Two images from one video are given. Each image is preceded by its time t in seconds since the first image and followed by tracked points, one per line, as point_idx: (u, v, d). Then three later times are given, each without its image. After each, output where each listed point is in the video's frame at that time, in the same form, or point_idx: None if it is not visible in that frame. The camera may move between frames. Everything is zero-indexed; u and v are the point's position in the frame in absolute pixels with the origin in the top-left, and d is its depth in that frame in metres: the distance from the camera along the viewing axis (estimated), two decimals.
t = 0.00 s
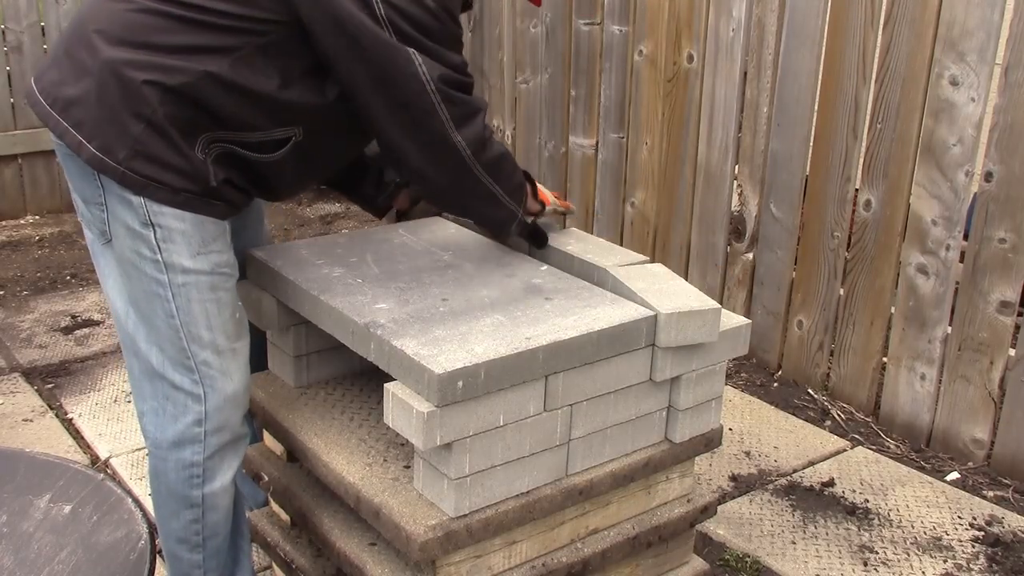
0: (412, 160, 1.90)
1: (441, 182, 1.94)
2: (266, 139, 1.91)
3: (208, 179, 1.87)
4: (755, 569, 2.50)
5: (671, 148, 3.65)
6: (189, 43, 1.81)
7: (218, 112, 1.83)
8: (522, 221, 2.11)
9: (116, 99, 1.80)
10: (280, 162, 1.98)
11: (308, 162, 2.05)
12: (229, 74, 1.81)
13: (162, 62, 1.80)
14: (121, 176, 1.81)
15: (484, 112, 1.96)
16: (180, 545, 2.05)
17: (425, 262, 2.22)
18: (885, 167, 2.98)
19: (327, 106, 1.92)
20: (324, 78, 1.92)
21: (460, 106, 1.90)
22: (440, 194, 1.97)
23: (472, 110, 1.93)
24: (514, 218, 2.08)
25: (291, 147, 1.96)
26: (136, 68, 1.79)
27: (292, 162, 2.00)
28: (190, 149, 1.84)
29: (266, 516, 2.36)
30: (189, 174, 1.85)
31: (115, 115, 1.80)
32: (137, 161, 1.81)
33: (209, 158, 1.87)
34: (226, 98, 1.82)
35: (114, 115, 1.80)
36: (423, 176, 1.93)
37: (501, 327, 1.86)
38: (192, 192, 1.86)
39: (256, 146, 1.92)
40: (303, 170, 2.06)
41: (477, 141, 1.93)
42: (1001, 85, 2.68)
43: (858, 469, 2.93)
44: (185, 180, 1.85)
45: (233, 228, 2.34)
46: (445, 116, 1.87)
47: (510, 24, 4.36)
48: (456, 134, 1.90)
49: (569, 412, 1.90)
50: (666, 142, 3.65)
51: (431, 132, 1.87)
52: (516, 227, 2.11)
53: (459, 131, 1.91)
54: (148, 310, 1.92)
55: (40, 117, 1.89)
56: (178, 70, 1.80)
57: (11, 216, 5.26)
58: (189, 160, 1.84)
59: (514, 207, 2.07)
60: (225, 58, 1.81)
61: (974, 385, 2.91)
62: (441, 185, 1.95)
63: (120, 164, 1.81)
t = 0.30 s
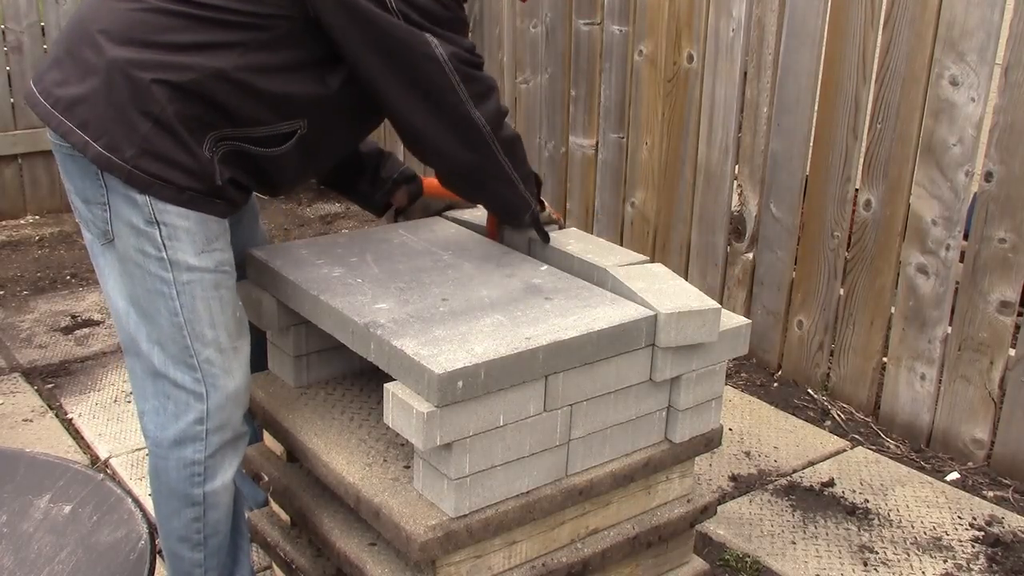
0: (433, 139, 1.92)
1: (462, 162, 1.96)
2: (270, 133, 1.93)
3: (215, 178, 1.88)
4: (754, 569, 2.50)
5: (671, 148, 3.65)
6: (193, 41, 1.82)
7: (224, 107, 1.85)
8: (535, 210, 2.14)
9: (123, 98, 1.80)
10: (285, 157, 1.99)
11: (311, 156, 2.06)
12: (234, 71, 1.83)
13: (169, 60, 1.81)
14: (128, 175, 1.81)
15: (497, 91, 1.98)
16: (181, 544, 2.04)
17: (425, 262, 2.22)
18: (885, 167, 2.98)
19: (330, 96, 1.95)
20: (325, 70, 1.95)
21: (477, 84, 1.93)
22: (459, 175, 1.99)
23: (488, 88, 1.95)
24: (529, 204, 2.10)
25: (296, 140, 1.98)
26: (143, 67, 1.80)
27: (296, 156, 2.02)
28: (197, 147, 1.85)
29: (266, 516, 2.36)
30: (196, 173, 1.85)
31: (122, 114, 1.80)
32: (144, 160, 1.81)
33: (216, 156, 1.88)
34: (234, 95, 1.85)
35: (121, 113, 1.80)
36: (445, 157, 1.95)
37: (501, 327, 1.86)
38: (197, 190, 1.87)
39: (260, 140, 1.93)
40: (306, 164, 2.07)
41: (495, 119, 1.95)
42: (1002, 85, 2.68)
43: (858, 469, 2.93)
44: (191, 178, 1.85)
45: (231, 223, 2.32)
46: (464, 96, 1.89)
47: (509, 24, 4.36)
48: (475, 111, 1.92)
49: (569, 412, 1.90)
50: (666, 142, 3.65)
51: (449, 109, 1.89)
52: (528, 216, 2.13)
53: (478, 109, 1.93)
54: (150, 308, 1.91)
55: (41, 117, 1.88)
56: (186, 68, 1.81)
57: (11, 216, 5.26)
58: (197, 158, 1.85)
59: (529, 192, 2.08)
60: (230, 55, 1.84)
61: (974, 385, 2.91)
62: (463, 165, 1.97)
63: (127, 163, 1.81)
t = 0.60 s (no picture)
0: (433, 137, 1.91)
1: (463, 162, 1.95)
2: (270, 133, 1.93)
3: (214, 177, 1.88)
4: (755, 569, 2.50)
5: (671, 148, 3.65)
6: (194, 41, 1.83)
7: (224, 107, 1.85)
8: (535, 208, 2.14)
9: (123, 98, 1.80)
10: (284, 157, 1.99)
11: (310, 157, 2.06)
12: (234, 70, 1.83)
13: (169, 60, 1.81)
14: (128, 174, 1.81)
15: (499, 89, 1.97)
16: (180, 543, 2.04)
17: (425, 262, 2.22)
18: (885, 167, 2.98)
19: (330, 96, 1.95)
20: (325, 69, 1.95)
21: (479, 81, 1.92)
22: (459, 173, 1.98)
23: (490, 85, 1.94)
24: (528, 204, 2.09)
25: (295, 140, 1.98)
26: (144, 67, 1.80)
27: (296, 156, 2.02)
28: (197, 147, 1.85)
29: (266, 516, 2.36)
30: (195, 172, 1.86)
31: (122, 114, 1.80)
32: (144, 159, 1.81)
33: (215, 156, 1.88)
34: (234, 94, 1.85)
35: (121, 113, 1.80)
36: (447, 155, 1.94)
37: (501, 327, 1.86)
38: (197, 190, 1.87)
39: (260, 140, 1.93)
40: (305, 164, 2.06)
41: (497, 116, 1.94)
42: (1002, 85, 2.68)
43: (858, 469, 2.93)
44: (191, 178, 1.85)
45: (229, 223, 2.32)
46: (465, 92, 1.89)
47: (509, 24, 4.36)
48: (476, 107, 1.91)
49: (569, 412, 1.90)
50: (666, 142, 3.65)
51: (449, 106, 1.89)
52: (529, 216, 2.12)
53: (479, 105, 1.92)
54: (149, 308, 1.91)
55: (41, 117, 1.88)
56: (186, 68, 1.81)
57: (11, 216, 5.26)
58: (196, 158, 1.85)
59: (529, 191, 2.08)
60: (231, 54, 1.84)
61: (974, 385, 2.91)
62: (465, 164, 1.95)
63: (127, 163, 1.81)
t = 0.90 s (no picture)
0: (426, 141, 1.89)
1: (457, 166, 1.94)
2: (268, 133, 1.93)
3: (212, 177, 1.88)
4: (755, 569, 2.50)
5: (671, 148, 3.64)
6: (189, 40, 1.82)
7: (221, 107, 1.85)
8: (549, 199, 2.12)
9: (119, 98, 1.80)
10: (280, 159, 1.99)
11: (306, 158, 2.05)
12: (231, 70, 1.83)
13: (165, 60, 1.81)
14: (125, 174, 1.81)
15: (492, 92, 1.96)
16: (179, 543, 2.04)
17: (426, 262, 2.22)
18: (885, 167, 2.98)
19: (326, 99, 1.95)
20: (322, 70, 1.95)
21: (469, 85, 1.90)
22: (455, 175, 1.97)
23: (483, 90, 1.94)
24: (537, 196, 2.08)
25: (291, 142, 1.97)
26: (139, 67, 1.80)
27: (292, 158, 2.02)
28: (194, 147, 1.85)
29: (266, 516, 2.36)
30: (193, 173, 1.86)
31: (119, 114, 1.81)
32: (141, 159, 1.82)
33: (212, 155, 1.88)
34: (230, 94, 1.84)
35: (118, 113, 1.81)
36: (440, 160, 1.92)
37: (501, 327, 1.86)
38: (195, 190, 1.87)
39: (257, 141, 1.93)
40: (302, 165, 2.06)
41: (489, 121, 1.92)
42: (1001, 85, 2.68)
43: (858, 469, 2.93)
44: (188, 178, 1.85)
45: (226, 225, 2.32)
46: (453, 94, 1.87)
47: (510, 24, 4.36)
48: (468, 116, 1.90)
49: (570, 412, 1.90)
50: (666, 142, 3.65)
51: (440, 110, 1.87)
52: (542, 207, 2.11)
53: (470, 112, 1.90)
54: (147, 308, 1.91)
55: (38, 118, 1.89)
56: (182, 68, 1.81)
57: (11, 216, 5.26)
58: (194, 158, 1.85)
59: (537, 185, 2.06)
60: (227, 53, 1.83)
61: (974, 385, 2.91)
62: (460, 168, 1.94)
63: (124, 163, 1.81)
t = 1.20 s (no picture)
0: (439, 131, 1.86)
1: (473, 159, 1.90)
2: (264, 135, 1.92)
3: (205, 177, 1.87)
4: (755, 569, 2.50)
5: (671, 148, 3.64)
6: (182, 42, 1.81)
7: (215, 107, 1.84)
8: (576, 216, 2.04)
9: (114, 99, 1.80)
10: (275, 158, 1.99)
11: (303, 155, 2.04)
12: (226, 71, 1.82)
13: (158, 61, 1.80)
14: (119, 175, 1.81)
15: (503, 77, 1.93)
16: (174, 542, 2.05)
17: (426, 262, 2.22)
18: (884, 167, 2.98)
19: (319, 100, 1.92)
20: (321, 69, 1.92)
21: (479, 71, 1.88)
22: (473, 170, 1.92)
23: (494, 76, 1.91)
24: (562, 207, 2.00)
25: (287, 142, 1.97)
26: (133, 68, 1.80)
27: (288, 157, 2.01)
28: (187, 148, 1.84)
29: (266, 516, 2.35)
30: (185, 174, 1.85)
31: (113, 115, 1.81)
32: (134, 160, 1.82)
33: (206, 155, 1.88)
34: (224, 94, 1.83)
35: (112, 114, 1.81)
36: (456, 151, 1.89)
37: (501, 327, 1.86)
38: (188, 191, 1.87)
39: (254, 144, 1.93)
40: (300, 161, 2.05)
41: (503, 106, 1.89)
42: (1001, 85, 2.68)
43: (858, 469, 2.93)
44: (181, 179, 1.85)
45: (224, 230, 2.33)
46: (465, 82, 1.85)
47: (510, 24, 4.36)
48: (478, 98, 1.86)
49: (569, 412, 1.90)
50: (666, 142, 3.65)
51: (452, 99, 1.84)
52: (568, 223, 2.03)
53: (481, 95, 1.87)
54: (141, 308, 1.92)
55: (35, 118, 1.89)
56: (176, 68, 1.80)
57: (11, 216, 5.26)
58: (187, 159, 1.84)
59: (560, 195, 1.99)
60: (222, 54, 1.82)
61: (974, 386, 2.91)
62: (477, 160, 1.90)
63: (118, 163, 1.81)
